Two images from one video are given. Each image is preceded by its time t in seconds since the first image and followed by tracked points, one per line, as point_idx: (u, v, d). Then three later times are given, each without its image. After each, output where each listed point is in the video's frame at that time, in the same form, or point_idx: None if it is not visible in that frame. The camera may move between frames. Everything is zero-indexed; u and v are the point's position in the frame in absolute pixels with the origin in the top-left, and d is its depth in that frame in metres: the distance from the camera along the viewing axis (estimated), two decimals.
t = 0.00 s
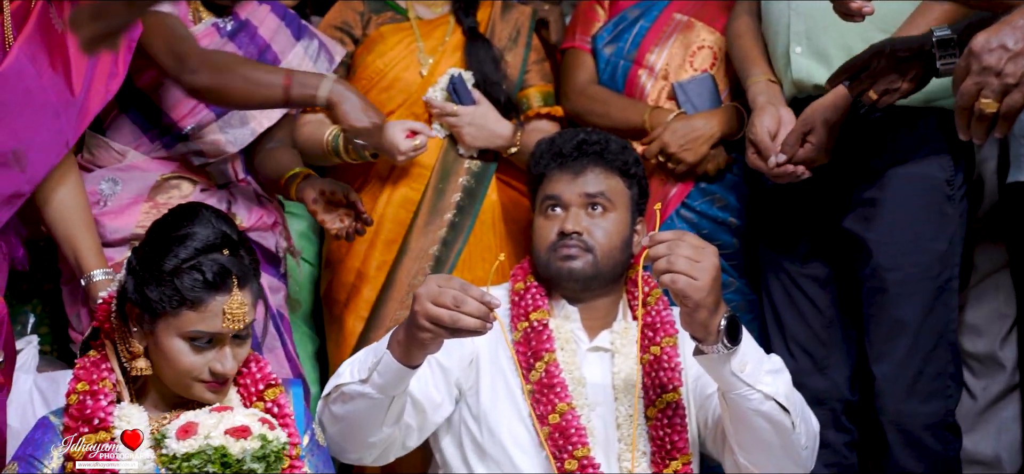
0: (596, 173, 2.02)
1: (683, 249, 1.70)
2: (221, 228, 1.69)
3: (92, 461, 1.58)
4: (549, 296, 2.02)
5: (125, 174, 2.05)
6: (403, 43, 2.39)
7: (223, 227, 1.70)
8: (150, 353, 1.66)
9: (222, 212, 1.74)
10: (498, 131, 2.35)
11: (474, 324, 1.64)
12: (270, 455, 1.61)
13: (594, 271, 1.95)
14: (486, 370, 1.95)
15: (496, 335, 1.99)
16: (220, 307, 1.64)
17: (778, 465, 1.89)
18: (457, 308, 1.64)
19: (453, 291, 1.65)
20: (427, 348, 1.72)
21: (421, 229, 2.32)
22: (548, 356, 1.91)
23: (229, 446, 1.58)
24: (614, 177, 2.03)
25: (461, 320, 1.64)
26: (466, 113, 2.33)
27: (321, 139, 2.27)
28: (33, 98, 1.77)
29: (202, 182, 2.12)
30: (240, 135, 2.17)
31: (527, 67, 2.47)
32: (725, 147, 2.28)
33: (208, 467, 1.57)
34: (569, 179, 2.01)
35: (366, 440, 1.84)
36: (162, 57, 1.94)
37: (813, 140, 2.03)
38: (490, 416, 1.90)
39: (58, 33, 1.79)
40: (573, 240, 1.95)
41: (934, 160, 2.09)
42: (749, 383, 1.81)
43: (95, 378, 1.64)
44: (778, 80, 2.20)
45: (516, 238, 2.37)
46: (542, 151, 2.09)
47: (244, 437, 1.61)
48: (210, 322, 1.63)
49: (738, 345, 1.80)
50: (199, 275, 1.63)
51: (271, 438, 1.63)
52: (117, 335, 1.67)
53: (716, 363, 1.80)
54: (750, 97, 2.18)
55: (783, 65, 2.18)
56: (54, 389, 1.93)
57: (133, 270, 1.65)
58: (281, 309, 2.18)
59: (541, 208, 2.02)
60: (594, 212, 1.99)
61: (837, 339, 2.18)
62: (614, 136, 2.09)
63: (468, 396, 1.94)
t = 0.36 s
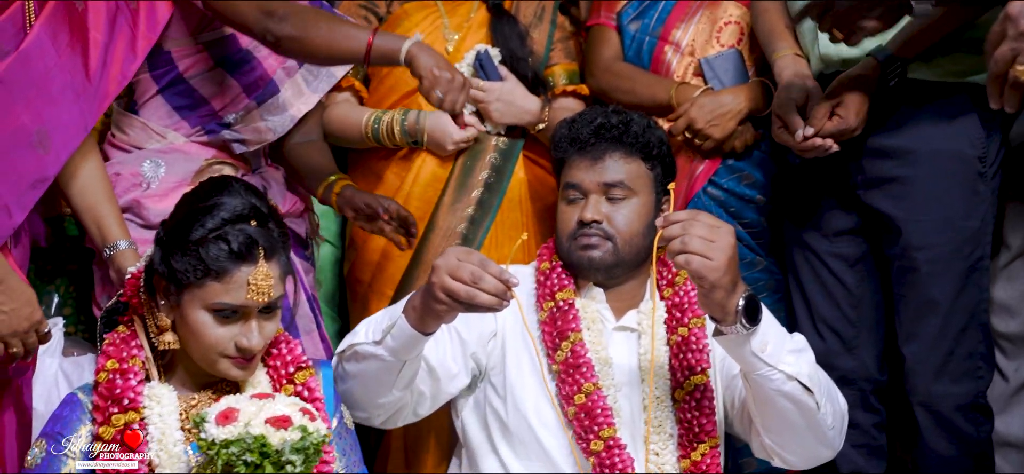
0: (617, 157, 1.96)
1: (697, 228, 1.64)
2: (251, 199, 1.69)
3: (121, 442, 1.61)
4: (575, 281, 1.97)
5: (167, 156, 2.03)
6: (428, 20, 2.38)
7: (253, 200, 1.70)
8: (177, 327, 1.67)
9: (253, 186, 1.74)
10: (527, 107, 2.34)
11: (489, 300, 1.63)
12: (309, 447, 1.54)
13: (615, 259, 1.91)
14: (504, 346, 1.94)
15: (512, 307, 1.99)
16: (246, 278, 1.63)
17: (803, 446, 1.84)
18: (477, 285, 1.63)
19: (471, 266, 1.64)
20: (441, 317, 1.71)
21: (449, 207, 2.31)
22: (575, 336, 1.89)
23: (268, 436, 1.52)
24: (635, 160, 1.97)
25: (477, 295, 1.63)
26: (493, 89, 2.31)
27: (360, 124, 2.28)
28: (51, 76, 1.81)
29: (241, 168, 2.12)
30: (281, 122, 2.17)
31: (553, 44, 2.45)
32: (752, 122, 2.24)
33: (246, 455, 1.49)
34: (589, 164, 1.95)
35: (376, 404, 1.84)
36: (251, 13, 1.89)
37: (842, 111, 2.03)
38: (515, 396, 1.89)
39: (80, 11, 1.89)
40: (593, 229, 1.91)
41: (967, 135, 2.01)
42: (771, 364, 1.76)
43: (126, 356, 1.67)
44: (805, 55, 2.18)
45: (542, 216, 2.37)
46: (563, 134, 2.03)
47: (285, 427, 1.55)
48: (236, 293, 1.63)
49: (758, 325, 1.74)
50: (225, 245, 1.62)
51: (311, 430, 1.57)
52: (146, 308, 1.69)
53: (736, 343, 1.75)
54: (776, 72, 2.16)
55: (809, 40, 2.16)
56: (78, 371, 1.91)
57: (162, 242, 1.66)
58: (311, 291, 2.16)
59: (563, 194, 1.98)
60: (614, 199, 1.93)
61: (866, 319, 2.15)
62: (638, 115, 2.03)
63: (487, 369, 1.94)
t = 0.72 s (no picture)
0: (623, 144, 1.94)
1: (705, 208, 1.62)
2: (275, 174, 1.68)
3: (138, 424, 1.60)
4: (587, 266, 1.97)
5: (190, 138, 2.03)
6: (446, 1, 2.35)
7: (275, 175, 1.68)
8: (198, 303, 1.65)
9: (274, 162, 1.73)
10: (548, 86, 2.33)
11: (488, 272, 1.61)
12: (324, 444, 1.50)
13: (621, 248, 1.89)
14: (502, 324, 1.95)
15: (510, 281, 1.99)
16: (269, 254, 1.61)
17: (818, 425, 1.81)
18: (478, 254, 1.61)
19: (476, 234, 1.62)
20: (439, 278, 1.69)
21: (471, 187, 2.28)
22: (586, 318, 1.87)
23: (281, 432, 1.47)
24: (642, 145, 1.94)
25: (478, 265, 1.61)
26: (516, 67, 2.31)
27: (382, 104, 2.29)
28: (63, 57, 1.80)
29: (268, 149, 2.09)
30: (304, 118, 2.12)
31: (571, 24, 2.44)
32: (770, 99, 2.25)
33: (258, 453, 1.45)
34: (594, 152, 1.94)
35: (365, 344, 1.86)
36: None
37: (862, 90, 1.98)
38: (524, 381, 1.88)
39: None
40: (600, 219, 1.89)
41: (992, 114, 2.00)
42: (782, 344, 1.72)
43: (144, 335, 1.66)
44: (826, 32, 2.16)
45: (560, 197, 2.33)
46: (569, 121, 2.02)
47: (299, 423, 1.50)
48: (258, 269, 1.61)
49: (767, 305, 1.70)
50: (248, 219, 1.60)
51: (326, 426, 1.52)
52: (167, 285, 1.68)
53: (745, 322, 1.71)
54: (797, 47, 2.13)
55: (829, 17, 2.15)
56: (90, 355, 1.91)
57: (184, 216, 1.64)
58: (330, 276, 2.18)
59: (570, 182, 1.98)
60: (620, 187, 1.92)
61: (888, 299, 2.11)
62: (646, 98, 2.01)
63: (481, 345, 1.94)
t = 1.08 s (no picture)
0: (629, 129, 1.91)
1: (701, 191, 1.60)
2: (294, 157, 1.65)
3: (151, 415, 1.59)
4: (593, 254, 1.96)
5: (202, 124, 2.02)
6: None
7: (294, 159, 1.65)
8: (213, 289, 1.62)
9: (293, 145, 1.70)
10: (568, 72, 2.34)
11: (472, 234, 1.60)
12: (342, 452, 1.43)
13: (627, 236, 1.88)
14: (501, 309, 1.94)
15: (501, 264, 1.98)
16: (287, 237, 1.58)
17: (822, 411, 1.79)
18: (463, 216, 1.60)
19: (465, 194, 1.60)
20: (424, 235, 1.67)
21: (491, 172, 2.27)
22: (593, 308, 1.85)
23: (299, 440, 1.41)
24: (647, 130, 1.93)
25: (463, 225, 1.60)
26: (539, 53, 2.31)
27: (402, 88, 2.25)
28: (79, 47, 1.74)
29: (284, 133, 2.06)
30: (317, 104, 2.11)
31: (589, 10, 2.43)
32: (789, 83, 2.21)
33: (274, 461, 1.40)
34: (598, 138, 1.92)
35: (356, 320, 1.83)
36: None
37: (880, 75, 1.94)
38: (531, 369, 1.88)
39: None
40: (605, 207, 1.88)
41: (1013, 97, 1.94)
42: (783, 330, 1.70)
43: (158, 322, 1.64)
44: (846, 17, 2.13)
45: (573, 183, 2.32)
46: (574, 107, 2.00)
47: (317, 431, 1.42)
48: (276, 253, 1.57)
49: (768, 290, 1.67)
50: (265, 201, 1.57)
51: (345, 434, 1.45)
52: (183, 270, 1.66)
53: (745, 307, 1.68)
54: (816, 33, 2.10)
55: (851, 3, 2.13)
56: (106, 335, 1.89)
57: (201, 199, 1.61)
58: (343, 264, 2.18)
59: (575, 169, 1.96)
60: (625, 173, 1.89)
61: (910, 287, 2.07)
62: (651, 83, 1.99)
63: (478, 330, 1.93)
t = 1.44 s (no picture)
0: (629, 119, 1.89)
1: (686, 168, 1.57)
2: (315, 152, 1.61)
3: (163, 409, 1.58)
4: (594, 246, 1.93)
5: (214, 115, 2.00)
6: None
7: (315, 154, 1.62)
8: (228, 281, 1.60)
9: (315, 137, 1.66)
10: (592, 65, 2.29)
11: (436, 152, 1.56)
12: (352, 454, 1.42)
13: (627, 228, 1.85)
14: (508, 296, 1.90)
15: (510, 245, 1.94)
16: (303, 237, 1.54)
17: (822, 396, 1.75)
18: (430, 136, 1.57)
19: (436, 115, 1.57)
20: (397, 160, 1.64)
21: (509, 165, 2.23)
22: (595, 301, 1.82)
23: (308, 442, 1.40)
24: (648, 120, 1.91)
25: (427, 144, 1.57)
26: (559, 46, 2.27)
27: (419, 80, 2.23)
28: (95, 39, 1.71)
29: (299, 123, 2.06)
30: (329, 89, 2.08)
31: None
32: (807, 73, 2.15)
33: (283, 463, 1.39)
34: (597, 129, 1.90)
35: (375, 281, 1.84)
36: None
37: (897, 63, 1.91)
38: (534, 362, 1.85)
39: None
40: (604, 198, 1.85)
41: None
42: (776, 311, 1.66)
43: (172, 314, 1.63)
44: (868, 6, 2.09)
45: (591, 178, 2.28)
46: (574, 97, 1.98)
47: (326, 433, 1.42)
48: (290, 252, 1.54)
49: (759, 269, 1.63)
50: (281, 199, 1.53)
51: (355, 435, 1.44)
52: (198, 260, 1.63)
53: (736, 289, 1.64)
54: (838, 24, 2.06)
55: None
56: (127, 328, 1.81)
57: (219, 191, 1.58)
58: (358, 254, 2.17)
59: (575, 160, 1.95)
60: (625, 164, 1.87)
61: (933, 280, 2.04)
62: (652, 73, 1.98)
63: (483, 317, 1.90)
